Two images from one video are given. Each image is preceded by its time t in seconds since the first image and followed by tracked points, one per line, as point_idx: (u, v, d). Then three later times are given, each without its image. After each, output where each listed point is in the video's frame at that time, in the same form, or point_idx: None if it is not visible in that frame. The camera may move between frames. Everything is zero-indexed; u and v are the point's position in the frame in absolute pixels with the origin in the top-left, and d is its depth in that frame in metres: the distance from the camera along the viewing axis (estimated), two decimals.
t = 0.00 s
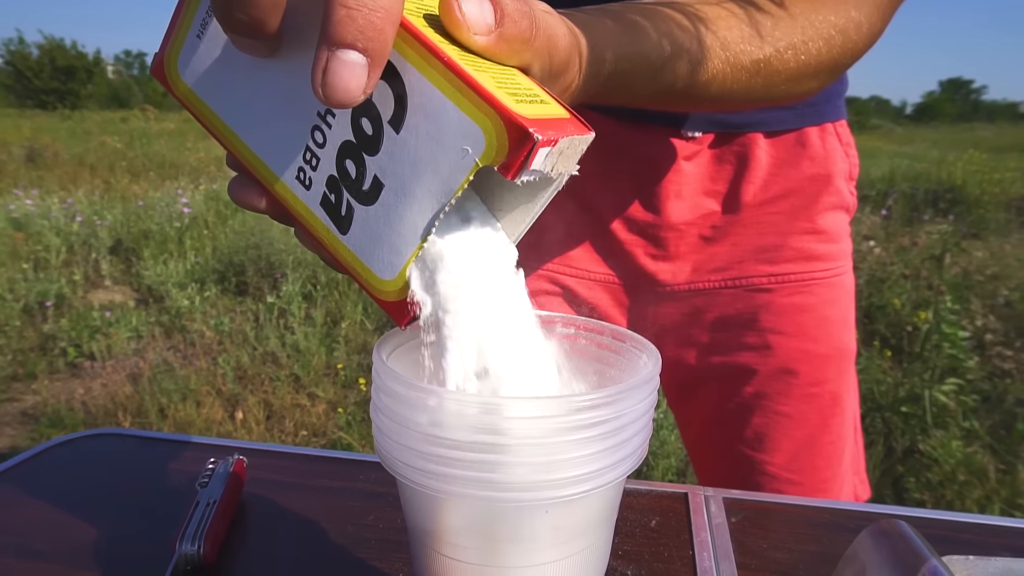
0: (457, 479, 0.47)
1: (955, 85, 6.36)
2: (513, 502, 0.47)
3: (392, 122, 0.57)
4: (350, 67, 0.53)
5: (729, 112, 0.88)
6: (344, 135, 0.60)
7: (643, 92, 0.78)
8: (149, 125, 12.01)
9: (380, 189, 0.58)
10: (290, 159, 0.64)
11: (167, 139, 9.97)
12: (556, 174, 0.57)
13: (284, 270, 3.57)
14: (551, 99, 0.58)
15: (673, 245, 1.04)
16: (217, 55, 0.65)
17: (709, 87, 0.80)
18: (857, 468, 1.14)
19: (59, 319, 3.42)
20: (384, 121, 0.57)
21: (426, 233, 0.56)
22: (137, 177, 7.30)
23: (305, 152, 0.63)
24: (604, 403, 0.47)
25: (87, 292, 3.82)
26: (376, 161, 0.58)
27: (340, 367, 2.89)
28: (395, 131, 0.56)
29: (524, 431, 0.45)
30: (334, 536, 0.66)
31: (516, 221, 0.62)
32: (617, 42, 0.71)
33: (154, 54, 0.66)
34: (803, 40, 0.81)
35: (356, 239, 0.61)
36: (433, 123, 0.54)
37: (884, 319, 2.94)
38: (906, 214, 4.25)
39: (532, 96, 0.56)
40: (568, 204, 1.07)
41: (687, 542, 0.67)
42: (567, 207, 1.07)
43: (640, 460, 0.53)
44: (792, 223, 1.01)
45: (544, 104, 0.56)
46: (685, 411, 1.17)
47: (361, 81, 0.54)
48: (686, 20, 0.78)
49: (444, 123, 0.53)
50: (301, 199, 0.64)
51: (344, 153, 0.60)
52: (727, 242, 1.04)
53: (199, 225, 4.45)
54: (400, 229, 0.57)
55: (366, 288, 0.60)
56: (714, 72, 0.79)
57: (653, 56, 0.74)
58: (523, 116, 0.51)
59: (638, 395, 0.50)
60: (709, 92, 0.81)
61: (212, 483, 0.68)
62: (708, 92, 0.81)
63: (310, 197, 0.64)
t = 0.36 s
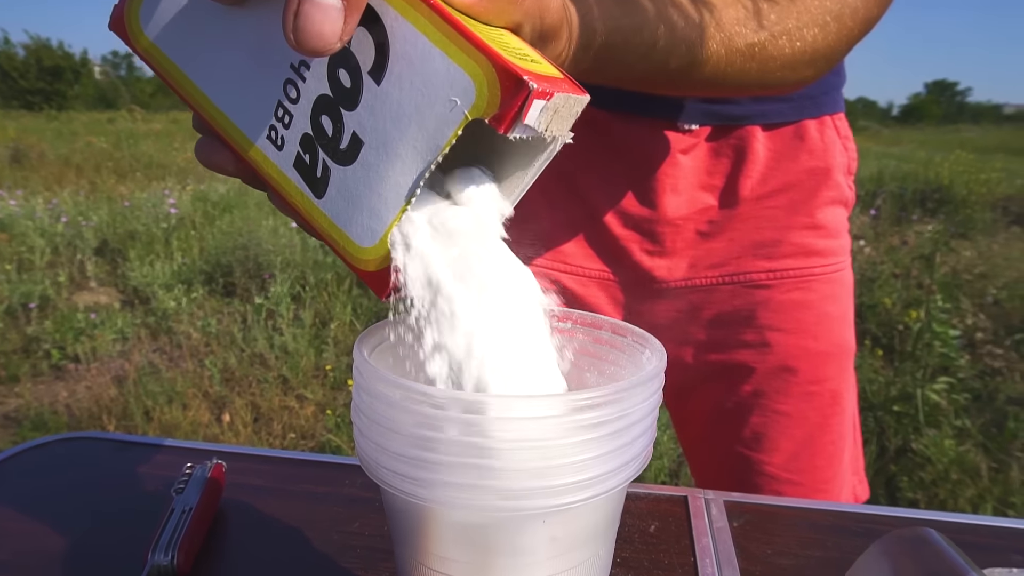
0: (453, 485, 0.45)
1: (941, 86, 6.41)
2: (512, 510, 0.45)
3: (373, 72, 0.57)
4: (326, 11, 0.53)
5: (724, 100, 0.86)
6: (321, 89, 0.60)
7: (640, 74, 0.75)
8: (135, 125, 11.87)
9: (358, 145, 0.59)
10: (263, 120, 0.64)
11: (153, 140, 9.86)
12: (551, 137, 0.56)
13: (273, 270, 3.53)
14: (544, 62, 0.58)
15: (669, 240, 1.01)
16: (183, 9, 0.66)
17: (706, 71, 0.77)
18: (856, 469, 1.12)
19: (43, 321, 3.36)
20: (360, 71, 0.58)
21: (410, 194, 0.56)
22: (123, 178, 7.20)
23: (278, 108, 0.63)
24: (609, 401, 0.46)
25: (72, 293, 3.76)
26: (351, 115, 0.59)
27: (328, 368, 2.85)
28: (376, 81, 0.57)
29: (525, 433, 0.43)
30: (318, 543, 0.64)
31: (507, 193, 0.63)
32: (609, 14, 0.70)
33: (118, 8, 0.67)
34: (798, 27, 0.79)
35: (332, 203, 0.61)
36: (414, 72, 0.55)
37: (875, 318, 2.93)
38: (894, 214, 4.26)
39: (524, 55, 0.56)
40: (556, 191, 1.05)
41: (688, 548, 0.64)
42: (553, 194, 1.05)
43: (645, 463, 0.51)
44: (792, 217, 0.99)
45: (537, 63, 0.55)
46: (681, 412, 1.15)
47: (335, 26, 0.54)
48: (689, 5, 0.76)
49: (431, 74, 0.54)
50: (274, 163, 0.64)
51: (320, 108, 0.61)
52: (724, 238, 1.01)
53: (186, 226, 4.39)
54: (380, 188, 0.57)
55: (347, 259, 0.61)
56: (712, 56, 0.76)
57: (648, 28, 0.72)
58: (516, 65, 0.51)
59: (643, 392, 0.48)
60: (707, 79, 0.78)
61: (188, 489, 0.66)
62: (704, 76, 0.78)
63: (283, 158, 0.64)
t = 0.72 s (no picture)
0: (456, 492, 0.43)
1: (928, 90, 6.45)
2: (525, 518, 0.43)
3: (359, 57, 0.56)
4: None
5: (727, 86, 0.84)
6: (305, 78, 0.59)
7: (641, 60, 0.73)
8: (123, 127, 11.74)
9: (348, 137, 0.58)
10: (247, 116, 0.63)
11: (141, 142, 9.76)
12: (557, 117, 0.55)
13: (263, 272, 3.49)
14: (548, 37, 0.56)
15: (670, 238, 0.99)
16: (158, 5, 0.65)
17: (710, 57, 0.76)
18: (859, 470, 1.10)
19: (29, 325, 3.31)
20: (346, 57, 0.57)
21: (402, 188, 0.55)
22: (111, 181, 7.11)
23: (263, 101, 0.62)
24: (624, 402, 0.44)
25: (59, 297, 3.71)
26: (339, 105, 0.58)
27: (319, 371, 2.81)
28: (364, 68, 0.56)
29: (537, 434, 0.42)
30: (311, 554, 0.62)
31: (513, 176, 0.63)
32: None
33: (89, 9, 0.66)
34: (809, 11, 0.77)
35: (321, 200, 0.61)
36: (403, 55, 0.53)
37: (869, 318, 2.92)
38: (886, 215, 4.25)
39: (526, 27, 0.54)
40: (552, 187, 1.02)
41: (696, 556, 0.63)
42: (549, 190, 1.03)
43: (663, 469, 0.49)
44: (793, 213, 0.97)
45: (538, 37, 0.53)
46: (682, 417, 1.12)
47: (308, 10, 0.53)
48: None
49: (421, 56, 0.53)
50: (259, 159, 0.64)
51: (306, 99, 0.59)
52: (724, 235, 0.99)
53: (175, 228, 4.34)
54: (372, 183, 0.57)
55: (344, 265, 0.60)
56: (716, 40, 0.74)
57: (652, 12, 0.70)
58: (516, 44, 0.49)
59: (660, 393, 0.46)
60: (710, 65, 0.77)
61: (172, 498, 0.64)
62: (710, 63, 0.76)
63: (269, 155, 0.63)
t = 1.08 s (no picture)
0: (451, 501, 0.41)
1: (918, 89, 6.46)
2: (525, 528, 0.41)
3: (353, 18, 0.53)
4: None
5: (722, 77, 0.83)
6: (291, 37, 0.57)
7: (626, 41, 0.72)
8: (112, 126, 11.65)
9: (335, 102, 0.55)
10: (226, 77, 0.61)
11: (130, 142, 9.67)
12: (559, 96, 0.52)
13: (253, 272, 3.45)
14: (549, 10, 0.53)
15: (668, 233, 0.98)
16: None
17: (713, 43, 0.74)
18: (858, 470, 1.09)
19: (16, 327, 3.27)
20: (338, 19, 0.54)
21: (393, 161, 0.53)
22: (100, 181, 7.04)
23: (242, 59, 0.60)
24: (630, 403, 0.42)
25: (46, 298, 3.66)
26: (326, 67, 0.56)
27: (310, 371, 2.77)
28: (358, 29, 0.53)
29: (536, 438, 0.40)
30: (298, 562, 0.60)
31: (507, 155, 0.60)
32: None
33: None
34: None
35: (302, 168, 0.58)
36: (402, 17, 0.51)
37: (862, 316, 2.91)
38: (878, 213, 4.25)
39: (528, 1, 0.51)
40: (544, 179, 1.00)
41: (699, 561, 0.61)
42: (544, 182, 1.00)
43: (671, 473, 0.47)
44: (792, 209, 0.96)
45: (542, 12, 0.51)
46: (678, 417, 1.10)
47: None
48: None
49: (423, 16, 0.50)
50: (238, 123, 0.61)
51: (291, 59, 0.57)
52: (722, 230, 0.98)
53: (164, 227, 4.29)
54: (359, 150, 0.54)
55: (327, 241, 0.58)
56: (715, 26, 0.73)
57: None
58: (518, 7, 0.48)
59: (668, 393, 0.44)
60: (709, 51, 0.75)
61: (152, 505, 0.62)
62: (706, 47, 0.74)
63: (248, 118, 0.61)
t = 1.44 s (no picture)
0: (440, 508, 0.39)
1: (908, 89, 6.47)
2: (519, 536, 0.40)
3: None
4: None
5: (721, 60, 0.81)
6: None
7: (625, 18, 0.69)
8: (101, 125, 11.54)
9: (303, 63, 0.54)
10: (190, 43, 0.58)
11: (119, 141, 9.58)
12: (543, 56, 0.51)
13: (244, 271, 3.42)
14: None
15: (662, 228, 0.96)
16: None
17: (709, 22, 0.72)
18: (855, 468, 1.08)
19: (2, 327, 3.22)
20: None
21: (365, 123, 0.52)
22: (89, 180, 6.96)
23: (207, 23, 0.57)
24: (630, 402, 0.40)
25: (34, 298, 3.61)
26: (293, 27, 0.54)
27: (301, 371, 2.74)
28: None
29: (528, 438, 0.38)
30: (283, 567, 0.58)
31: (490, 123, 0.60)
32: None
33: None
34: None
35: (270, 136, 0.56)
36: None
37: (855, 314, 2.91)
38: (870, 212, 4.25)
39: None
40: (535, 172, 0.98)
41: (698, 564, 0.60)
42: (528, 171, 0.99)
43: (671, 478, 0.46)
44: (788, 204, 0.94)
45: None
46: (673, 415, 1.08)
47: None
48: None
49: None
50: (203, 91, 0.59)
51: (255, 20, 0.55)
52: (717, 226, 0.96)
53: (154, 226, 4.25)
54: (331, 113, 0.53)
55: (296, 214, 0.57)
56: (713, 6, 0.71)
57: None
58: None
59: (668, 393, 0.43)
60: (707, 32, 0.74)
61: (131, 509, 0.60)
62: (704, 30, 0.73)
63: (213, 85, 0.58)
